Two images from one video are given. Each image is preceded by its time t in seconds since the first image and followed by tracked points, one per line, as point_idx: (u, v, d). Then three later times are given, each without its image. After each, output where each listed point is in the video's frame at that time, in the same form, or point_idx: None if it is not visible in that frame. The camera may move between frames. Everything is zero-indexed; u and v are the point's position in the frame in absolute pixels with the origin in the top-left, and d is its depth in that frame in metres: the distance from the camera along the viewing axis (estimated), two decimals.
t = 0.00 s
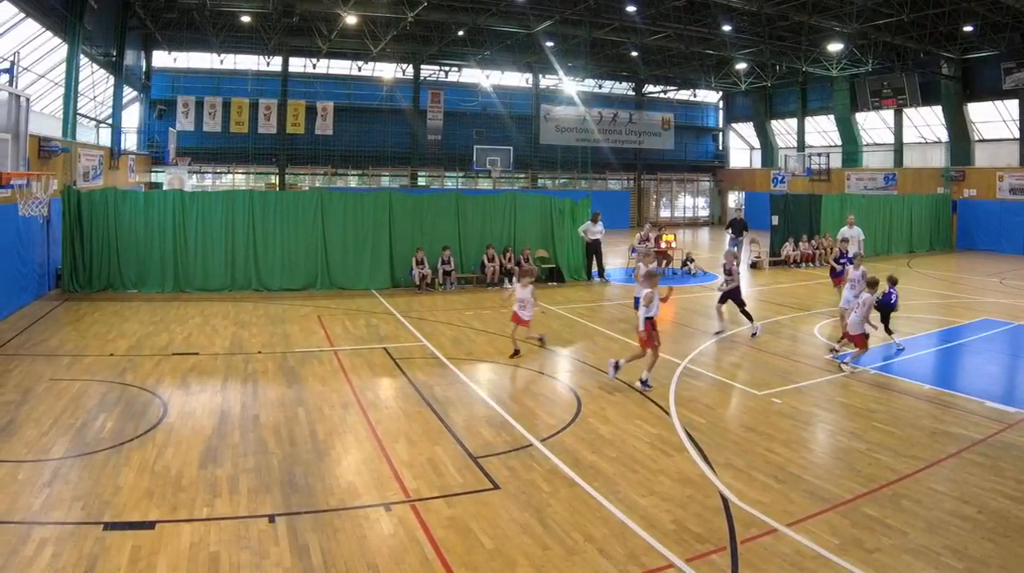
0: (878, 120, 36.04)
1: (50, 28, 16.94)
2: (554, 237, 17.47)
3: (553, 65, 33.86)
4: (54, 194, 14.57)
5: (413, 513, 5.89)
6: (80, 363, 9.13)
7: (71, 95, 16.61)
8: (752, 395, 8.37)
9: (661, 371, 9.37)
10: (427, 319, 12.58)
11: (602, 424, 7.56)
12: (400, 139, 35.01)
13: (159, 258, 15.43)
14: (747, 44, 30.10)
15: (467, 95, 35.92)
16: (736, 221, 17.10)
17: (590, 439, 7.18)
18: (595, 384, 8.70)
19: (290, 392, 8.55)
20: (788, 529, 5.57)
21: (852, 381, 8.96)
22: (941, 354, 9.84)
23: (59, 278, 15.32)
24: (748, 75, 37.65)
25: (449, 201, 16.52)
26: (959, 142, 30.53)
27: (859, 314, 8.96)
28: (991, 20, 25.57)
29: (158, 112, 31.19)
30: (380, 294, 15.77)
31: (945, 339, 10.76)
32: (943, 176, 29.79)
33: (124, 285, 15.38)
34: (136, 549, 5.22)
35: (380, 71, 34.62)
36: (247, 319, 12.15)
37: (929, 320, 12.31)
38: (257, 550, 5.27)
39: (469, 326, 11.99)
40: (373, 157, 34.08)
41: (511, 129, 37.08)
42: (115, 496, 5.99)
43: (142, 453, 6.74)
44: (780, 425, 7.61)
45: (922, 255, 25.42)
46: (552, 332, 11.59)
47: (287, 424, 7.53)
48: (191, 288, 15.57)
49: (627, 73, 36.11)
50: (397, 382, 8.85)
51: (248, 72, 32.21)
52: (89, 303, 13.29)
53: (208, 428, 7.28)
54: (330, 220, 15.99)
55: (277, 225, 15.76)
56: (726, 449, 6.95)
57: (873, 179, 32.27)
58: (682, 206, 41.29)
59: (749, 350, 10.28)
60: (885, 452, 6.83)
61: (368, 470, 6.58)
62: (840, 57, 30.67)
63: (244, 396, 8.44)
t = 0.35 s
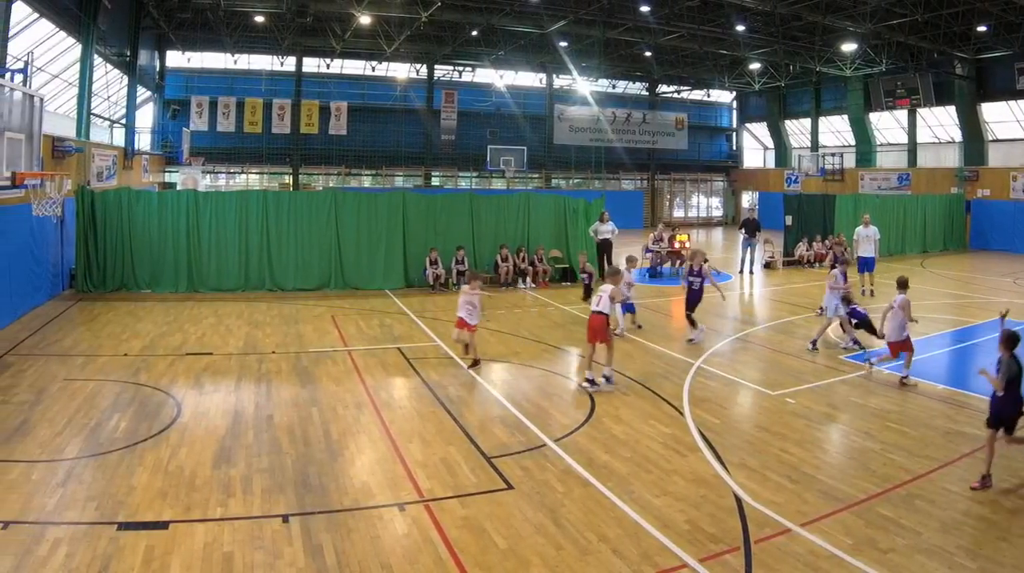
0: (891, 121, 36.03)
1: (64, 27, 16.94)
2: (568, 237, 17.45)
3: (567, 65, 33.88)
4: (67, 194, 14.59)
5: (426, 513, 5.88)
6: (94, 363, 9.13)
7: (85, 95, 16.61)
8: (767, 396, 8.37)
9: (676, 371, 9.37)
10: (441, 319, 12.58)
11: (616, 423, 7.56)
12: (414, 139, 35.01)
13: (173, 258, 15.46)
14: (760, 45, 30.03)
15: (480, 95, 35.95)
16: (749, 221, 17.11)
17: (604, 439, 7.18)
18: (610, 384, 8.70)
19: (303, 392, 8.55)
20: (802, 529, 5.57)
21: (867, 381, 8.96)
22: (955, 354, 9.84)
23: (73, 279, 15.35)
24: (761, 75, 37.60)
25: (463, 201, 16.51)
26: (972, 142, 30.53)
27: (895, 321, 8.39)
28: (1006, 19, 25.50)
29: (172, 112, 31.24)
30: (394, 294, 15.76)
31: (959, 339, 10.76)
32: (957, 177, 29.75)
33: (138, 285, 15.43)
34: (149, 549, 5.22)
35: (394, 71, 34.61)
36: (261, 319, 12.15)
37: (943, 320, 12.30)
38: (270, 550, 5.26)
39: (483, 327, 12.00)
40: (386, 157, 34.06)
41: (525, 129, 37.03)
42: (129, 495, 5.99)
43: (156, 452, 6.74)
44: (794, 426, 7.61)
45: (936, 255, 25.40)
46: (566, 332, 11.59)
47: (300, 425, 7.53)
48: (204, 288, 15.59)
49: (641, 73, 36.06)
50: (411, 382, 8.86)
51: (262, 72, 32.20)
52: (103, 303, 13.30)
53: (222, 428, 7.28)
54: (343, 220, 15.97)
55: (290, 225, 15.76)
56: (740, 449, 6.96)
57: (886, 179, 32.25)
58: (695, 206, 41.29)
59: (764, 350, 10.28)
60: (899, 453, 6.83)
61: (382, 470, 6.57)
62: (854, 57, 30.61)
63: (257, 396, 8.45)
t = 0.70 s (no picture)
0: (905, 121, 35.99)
1: (78, 27, 16.93)
2: (582, 238, 17.42)
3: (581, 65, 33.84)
4: (81, 194, 14.61)
5: (440, 513, 5.88)
6: (107, 363, 9.14)
7: (98, 95, 16.60)
8: (781, 396, 8.37)
9: (690, 371, 9.38)
10: (454, 319, 12.59)
11: (629, 424, 7.56)
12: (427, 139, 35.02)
13: (187, 258, 15.47)
14: (775, 45, 29.92)
15: (494, 95, 35.88)
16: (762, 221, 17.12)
17: (618, 439, 7.18)
18: (625, 384, 8.70)
19: (317, 392, 8.55)
20: (815, 528, 5.58)
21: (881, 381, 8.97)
22: (969, 354, 9.84)
23: (86, 279, 15.36)
24: (776, 75, 37.61)
25: (477, 201, 16.52)
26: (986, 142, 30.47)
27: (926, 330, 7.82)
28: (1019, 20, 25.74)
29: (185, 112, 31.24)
30: (408, 294, 15.76)
31: (972, 339, 10.77)
32: (971, 177, 29.74)
33: (151, 285, 15.44)
34: (163, 549, 5.21)
35: (408, 71, 34.55)
36: (274, 319, 12.15)
37: (957, 320, 12.29)
38: (284, 550, 5.26)
39: (496, 327, 12.00)
40: (399, 157, 34.05)
41: (539, 129, 36.96)
42: (143, 496, 5.99)
43: (170, 452, 6.75)
44: (807, 426, 7.61)
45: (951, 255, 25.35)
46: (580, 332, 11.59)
47: (313, 424, 7.53)
48: (219, 288, 15.60)
49: (655, 73, 36.01)
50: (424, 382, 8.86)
51: (275, 72, 32.18)
52: (116, 303, 13.29)
53: (235, 428, 7.28)
54: (357, 220, 15.97)
55: (304, 225, 15.77)
56: (753, 449, 6.96)
57: (900, 178, 32.19)
58: (708, 206, 41.24)
59: (778, 350, 10.29)
60: (912, 452, 6.83)
61: (395, 470, 6.57)
62: (868, 58, 30.49)
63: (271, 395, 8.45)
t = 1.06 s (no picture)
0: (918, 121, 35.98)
1: (92, 27, 16.96)
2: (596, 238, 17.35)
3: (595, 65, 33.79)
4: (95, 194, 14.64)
5: (454, 513, 5.88)
6: (121, 363, 9.14)
7: (112, 95, 16.62)
8: (795, 396, 8.37)
9: (704, 371, 9.39)
10: (468, 319, 12.60)
11: (643, 424, 7.56)
12: (441, 139, 34.99)
13: (200, 258, 15.47)
14: (789, 45, 29.83)
15: (508, 95, 35.82)
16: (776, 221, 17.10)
17: (632, 439, 7.17)
18: (639, 384, 8.70)
19: (330, 392, 8.55)
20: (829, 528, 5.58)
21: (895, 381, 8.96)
22: (983, 354, 9.83)
23: (101, 279, 15.39)
24: (789, 75, 37.60)
25: (491, 200, 16.50)
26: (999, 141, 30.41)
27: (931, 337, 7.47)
28: None
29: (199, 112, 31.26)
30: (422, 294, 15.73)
31: (986, 339, 10.77)
32: (984, 176, 29.72)
33: (165, 285, 15.45)
34: (177, 549, 5.21)
35: (421, 71, 34.52)
36: (287, 320, 12.16)
37: (970, 320, 12.28)
38: (298, 550, 5.26)
39: (510, 327, 12.00)
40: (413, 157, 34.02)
41: (552, 129, 36.90)
42: (157, 496, 5.98)
43: (184, 452, 6.75)
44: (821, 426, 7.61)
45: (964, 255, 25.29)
46: (594, 332, 11.60)
47: (326, 425, 7.53)
48: (233, 288, 15.61)
49: (668, 73, 35.97)
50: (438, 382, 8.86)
51: (288, 72, 32.16)
52: (129, 303, 13.28)
53: (249, 428, 7.28)
54: (371, 220, 15.96)
55: (318, 224, 15.76)
56: (767, 449, 6.96)
57: (914, 179, 32.14)
58: (723, 207, 40.88)
59: (793, 350, 10.29)
60: (926, 452, 6.83)
61: (409, 470, 6.57)
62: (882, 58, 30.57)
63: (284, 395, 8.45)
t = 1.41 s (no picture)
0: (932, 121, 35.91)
1: (105, 28, 16.98)
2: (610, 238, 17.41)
3: (608, 65, 33.73)
4: (109, 194, 14.65)
5: (468, 513, 5.88)
6: (135, 363, 9.14)
7: (126, 95, 16.62)
8: (809, 395, 8.38)
9: (718, 371, 9.39)
10: (482, 319, 12.60)
11: (657, 423, 7.56)
12: (454, 139, 34.99)
13: (214, 258, 15.46)
14: (803, 45, 29.77)
15: (521, 95, 35.76)
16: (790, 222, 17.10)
17: (646, 439, 7.17)
18: (653, 384, 8.70)
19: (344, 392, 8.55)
20: (843, 528, 5.58)
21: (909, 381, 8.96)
22: (997, 354, 9.81)
23: (114, 279, 15.40)
24: (803, 75, 37.56)
25: (505, 201, 16.52)
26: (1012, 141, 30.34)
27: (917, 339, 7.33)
28: None
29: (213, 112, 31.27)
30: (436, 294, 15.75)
31: (999, 340, 10.76)
32: (998, 177, 29.69)
33: (179, 285, 15.45)
34: (191, 548, 5.22)
35: (435, 71, 34.48)
36: (301, 320, 12.17)
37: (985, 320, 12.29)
38: (311, 550, 5.26)
39: (524, 327, 12.01)
40: (426, 157, 33.99)
41: (566, 129, 36.82)
42: (170, 496, 5.99)
43: (198, 452, 6.76)
44: (836, 425, 7.61)
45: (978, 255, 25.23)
46: (608, 332, 11.60)
47: (340, 424, 7.54)
48: (247, 288, 15.61)
49: (681, 73, 35.92)
50: (452, 382, 8.86)
51: (303, 72, 32.14)
52: (143, 303, 13.27)
53: (263, 428, 7.28)
54: (385, 220, 15.96)
55: (332, 224, 15.76)
56: (781, 448, 6.96)
57: (928, 178, 32.17)
58: (736, 207, 40.76)
59: (807, 350, 10.30)
60: (940, 452, 6.84)
61: (423, 470, 6.58)
62: (896, 58, 30.52)
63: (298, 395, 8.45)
